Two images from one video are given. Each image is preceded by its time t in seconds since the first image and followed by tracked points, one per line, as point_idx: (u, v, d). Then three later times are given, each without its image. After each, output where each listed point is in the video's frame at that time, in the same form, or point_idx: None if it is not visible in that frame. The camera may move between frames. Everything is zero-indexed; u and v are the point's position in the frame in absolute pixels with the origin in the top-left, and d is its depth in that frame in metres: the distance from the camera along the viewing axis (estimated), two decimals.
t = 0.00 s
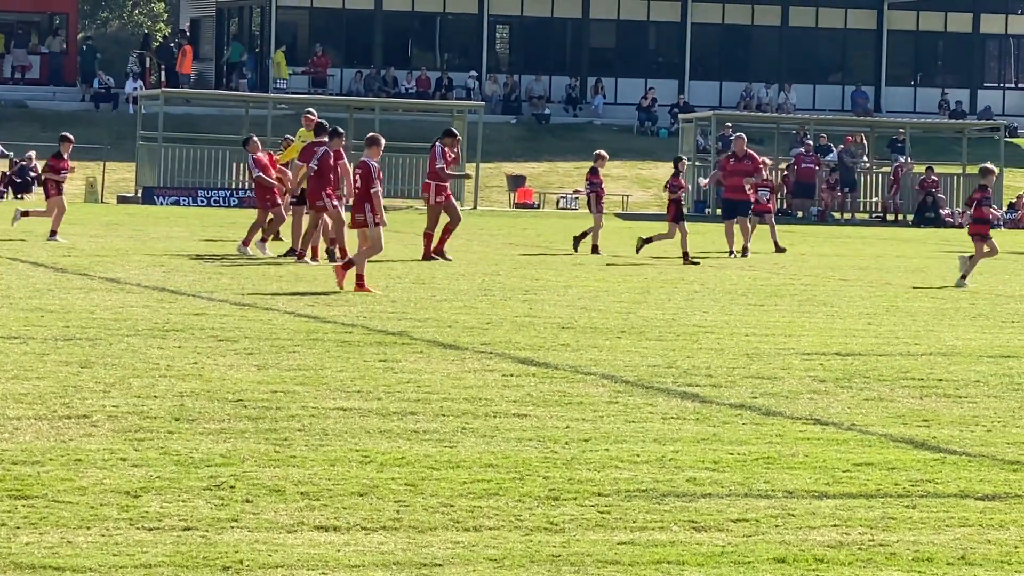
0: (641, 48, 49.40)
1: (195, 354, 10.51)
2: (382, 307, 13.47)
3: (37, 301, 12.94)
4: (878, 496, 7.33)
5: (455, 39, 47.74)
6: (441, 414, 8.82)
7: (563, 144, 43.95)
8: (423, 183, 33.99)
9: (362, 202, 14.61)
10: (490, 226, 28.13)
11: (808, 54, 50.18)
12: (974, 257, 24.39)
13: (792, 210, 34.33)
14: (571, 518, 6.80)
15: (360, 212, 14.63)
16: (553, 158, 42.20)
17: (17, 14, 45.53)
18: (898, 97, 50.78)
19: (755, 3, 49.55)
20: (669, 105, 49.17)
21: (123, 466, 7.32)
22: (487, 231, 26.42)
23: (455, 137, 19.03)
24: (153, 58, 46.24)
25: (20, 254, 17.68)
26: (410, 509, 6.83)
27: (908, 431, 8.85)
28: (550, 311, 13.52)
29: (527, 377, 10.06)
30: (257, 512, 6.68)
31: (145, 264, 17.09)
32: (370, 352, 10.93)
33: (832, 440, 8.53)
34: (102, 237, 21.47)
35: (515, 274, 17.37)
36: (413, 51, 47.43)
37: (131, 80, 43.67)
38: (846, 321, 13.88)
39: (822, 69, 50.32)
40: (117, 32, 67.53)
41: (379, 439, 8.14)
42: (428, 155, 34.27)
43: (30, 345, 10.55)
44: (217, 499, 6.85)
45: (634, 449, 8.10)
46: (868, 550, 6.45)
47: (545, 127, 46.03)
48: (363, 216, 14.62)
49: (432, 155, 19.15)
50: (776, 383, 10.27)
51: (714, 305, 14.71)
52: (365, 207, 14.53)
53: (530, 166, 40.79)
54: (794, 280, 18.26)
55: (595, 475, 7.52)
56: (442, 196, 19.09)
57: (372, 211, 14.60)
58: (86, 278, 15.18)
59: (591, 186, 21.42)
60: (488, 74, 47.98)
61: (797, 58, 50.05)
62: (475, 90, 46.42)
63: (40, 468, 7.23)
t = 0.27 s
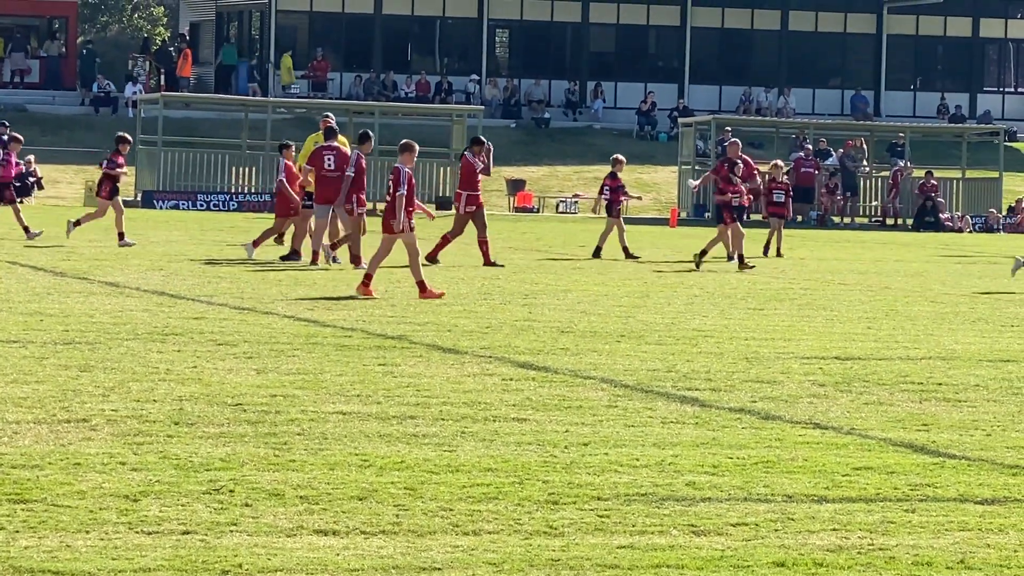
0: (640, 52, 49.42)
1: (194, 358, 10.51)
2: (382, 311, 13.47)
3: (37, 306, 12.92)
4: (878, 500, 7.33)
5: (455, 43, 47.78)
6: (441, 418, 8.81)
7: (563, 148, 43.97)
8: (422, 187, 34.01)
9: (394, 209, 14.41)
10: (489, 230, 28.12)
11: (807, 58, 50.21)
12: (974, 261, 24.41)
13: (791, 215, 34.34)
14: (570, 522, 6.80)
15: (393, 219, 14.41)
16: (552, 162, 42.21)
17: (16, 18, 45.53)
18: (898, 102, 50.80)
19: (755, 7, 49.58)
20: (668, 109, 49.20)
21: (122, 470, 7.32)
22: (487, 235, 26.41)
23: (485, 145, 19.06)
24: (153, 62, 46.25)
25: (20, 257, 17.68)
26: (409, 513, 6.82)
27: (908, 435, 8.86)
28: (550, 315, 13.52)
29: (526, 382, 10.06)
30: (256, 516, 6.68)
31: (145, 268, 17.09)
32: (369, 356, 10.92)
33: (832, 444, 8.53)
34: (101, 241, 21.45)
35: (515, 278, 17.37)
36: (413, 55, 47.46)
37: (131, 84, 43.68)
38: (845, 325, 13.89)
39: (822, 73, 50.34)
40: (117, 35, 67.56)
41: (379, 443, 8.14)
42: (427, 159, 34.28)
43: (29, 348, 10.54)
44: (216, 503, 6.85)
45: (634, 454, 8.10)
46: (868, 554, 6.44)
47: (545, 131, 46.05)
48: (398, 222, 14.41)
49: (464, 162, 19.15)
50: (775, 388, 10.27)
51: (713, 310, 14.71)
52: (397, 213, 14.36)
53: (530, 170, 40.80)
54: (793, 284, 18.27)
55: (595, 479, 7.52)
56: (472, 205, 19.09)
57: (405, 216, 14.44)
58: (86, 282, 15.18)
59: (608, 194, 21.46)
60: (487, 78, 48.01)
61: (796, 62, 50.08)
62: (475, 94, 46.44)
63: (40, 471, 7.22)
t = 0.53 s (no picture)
0: (637, 56, 49.44)
1: (191, 361, 10.51)
2: (376, 314, 13.48)
3: (32, 309, 12.93)
4: (873, 503, 7.34)
5: (451, 47, 47.81)
6: (436, 421, 8.81)
7: (559, 152, 43.99)
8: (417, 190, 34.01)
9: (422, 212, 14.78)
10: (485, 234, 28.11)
11: (803, 62, 50.25)
12: (970, 264, 24.43)
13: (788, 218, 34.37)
14: (565, 525, 6.80)
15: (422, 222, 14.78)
16: (549, 166, 42.23)
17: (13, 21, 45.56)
18: (894, 105, 50.85)
19: (751, 10, 49.63)
20: (665, 113, 49.23)
21: (119, 473, 7.32)
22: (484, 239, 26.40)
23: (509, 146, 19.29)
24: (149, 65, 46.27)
25: (15, 261, 17.69)
26: (405, 516, 6.82)
27: (904, 438, 8.86)
28: (545, 319, 13.53)
29: (523, 384, 10.06)
30: (252, 519, 6.68)
31: (141, 271, 17.11)
32: (365, 359, 10.92)
33: (828, 447, 8.53)
34: (97, 244, 21.43)
35: (511, 281, 17.37)
36: (409, 59, 47.50)
37: (127, 88, 43.69)
38: (841, 328, 13.89)
39: (818, 77, 50.38)
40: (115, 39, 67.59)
41: (375, 446, 8.14)
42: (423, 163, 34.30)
43: (24, 351, 10.55)
44: (212, 507, 6.85)
45: (630, 457, 8.10)
46: (864, 557, 6.45)
47: (541, 135, 46.07)
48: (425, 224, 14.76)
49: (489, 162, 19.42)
50: (772, 391, 10.27)
51: (709, 313, 14.71)
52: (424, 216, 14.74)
53: (526, 174, 40.82)
54: (789, 288, 18.28)
55: (590, 483, 7.53)
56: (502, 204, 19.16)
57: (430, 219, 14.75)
58: (82, 285, 15.18)
59: (625, 198, 21.64)
60: (483, 82, 48.03)
61: (793, 66, 50.11)
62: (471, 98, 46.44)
63: (35, 475, 7.22)
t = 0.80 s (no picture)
0: (631, 59, 49.47)
1: (186, 365, 10.51)
2: (371, 318, 13.48)
3: (27, 313, 12.92)
4: (867, 507, 7.35)
5: (445, 50, 47.83)
6: (431, 425, 8.81)
7: (554, 156, 44.00)
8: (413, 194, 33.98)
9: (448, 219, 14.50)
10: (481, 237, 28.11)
11: (798, 65, 50.31)
12: (965, 268, 24.46)
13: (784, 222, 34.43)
14: (560, 529, 6.80)
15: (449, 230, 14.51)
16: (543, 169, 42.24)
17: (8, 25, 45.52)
18: (889, 109, 50.92)
19: (745, 14, 49.68)
20: (659, 117, 49.27)
21: (113, 478, 7.31)
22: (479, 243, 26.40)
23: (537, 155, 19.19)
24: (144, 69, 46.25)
25: (10, 266, 17.67)
26: (400, 520, 6.83)
27: (898, 441, 8.87)
28: (540, 322, 13.54)
29: (518, 389, 10.06)
30: (247, 523, 6.68)
31: (136, 275, 17.09)
32: (360, 363, 10.93)
33: (822, 451, 8.54)
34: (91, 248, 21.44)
35: (505, 285, 17.38)
36: (404, 62, 47.52)
37: (122, 92, 43.67)
38: (836, 332, 13.90)
39: (813, 81, 50.43)
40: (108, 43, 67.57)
41: (369, 450, 8.15)
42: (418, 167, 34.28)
43: (19, 356, 10.54)
44: (207, 510, 6.85)
45: (624, 460, 8.11)
46: (858, 561, 6.45)
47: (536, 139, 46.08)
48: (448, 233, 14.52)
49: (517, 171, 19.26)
50: (766, 395, 10.28)
51: (703, 316, 14.73)
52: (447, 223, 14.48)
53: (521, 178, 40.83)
54: (783, 291, 18.30)
55: (585, 486, 7.54)
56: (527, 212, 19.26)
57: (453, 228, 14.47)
58: (77, 289, 15.17)
59: (638, 204, 21.57)
60: (478, 85, 48.04)
61: (787, 70, 50.17)
62: (466, 102, 46.45)
63: (30, 480, 7.22)
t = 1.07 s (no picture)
0: (623, 63, 49.51)
1: (177, 370, 10.50)
2: (362, 323, 13.48)
3: (19, 318, 12.90)
4: (858, 511, 7.36)
5: (437, 55, 47.85)
6: (422, 430, 8.81)
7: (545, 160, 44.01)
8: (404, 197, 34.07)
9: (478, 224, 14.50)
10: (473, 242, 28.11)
11: (789, 69, 50.37)
12: (957, 272, 24.48)
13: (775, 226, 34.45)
14: (552, 534, 6.80)
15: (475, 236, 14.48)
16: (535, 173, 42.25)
17: None
18: (880, 113, 50.99)
19: (737, 18, 49.74)
20: (651, 121, 49.30)
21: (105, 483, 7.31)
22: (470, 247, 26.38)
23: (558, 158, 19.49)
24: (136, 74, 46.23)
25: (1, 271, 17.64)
26: (391, 526, 6.83)
27: (889, 446, 8.89)
28: (532, 327, 13.54)
29: (509, 393, 10.06)
30: (238, 529, 6.68)
31: (128, 281, 17.07)
32: (351, 368, 10.92)
33: (813, 455, 8.55)
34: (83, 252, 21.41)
35: (496, 290, 17.37)
36: (396, 67, 47.53)
37: (113, 97, 43.64)
38: (827, 336, 13.91)
39: (804, 85, 50.51)
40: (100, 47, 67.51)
41: (360, 455, 8.14)
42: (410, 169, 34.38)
43: (9, 361, 10.53)
44: (198, 516, 6.84)
45: (615, 465, 8.11)
46: (849, 566, 6.46)
47: (528, 143, 46.11)
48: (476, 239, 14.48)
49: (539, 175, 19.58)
50: (758, 399, 10.29)
51: (695, 320, 14.74)
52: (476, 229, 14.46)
53: (512, 182, 40.84)
54: (774, 295, 18.29)
55: (576, 491, 7.54)
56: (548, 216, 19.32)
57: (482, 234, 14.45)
58: (68, 294, 15.15)
59: (642, 209, 21.62)
60: (470, 90, 48.06)
61: (779, 74, 50.23)
62: (458, 106, 46.46)
63: (21, 485, 7.21)
